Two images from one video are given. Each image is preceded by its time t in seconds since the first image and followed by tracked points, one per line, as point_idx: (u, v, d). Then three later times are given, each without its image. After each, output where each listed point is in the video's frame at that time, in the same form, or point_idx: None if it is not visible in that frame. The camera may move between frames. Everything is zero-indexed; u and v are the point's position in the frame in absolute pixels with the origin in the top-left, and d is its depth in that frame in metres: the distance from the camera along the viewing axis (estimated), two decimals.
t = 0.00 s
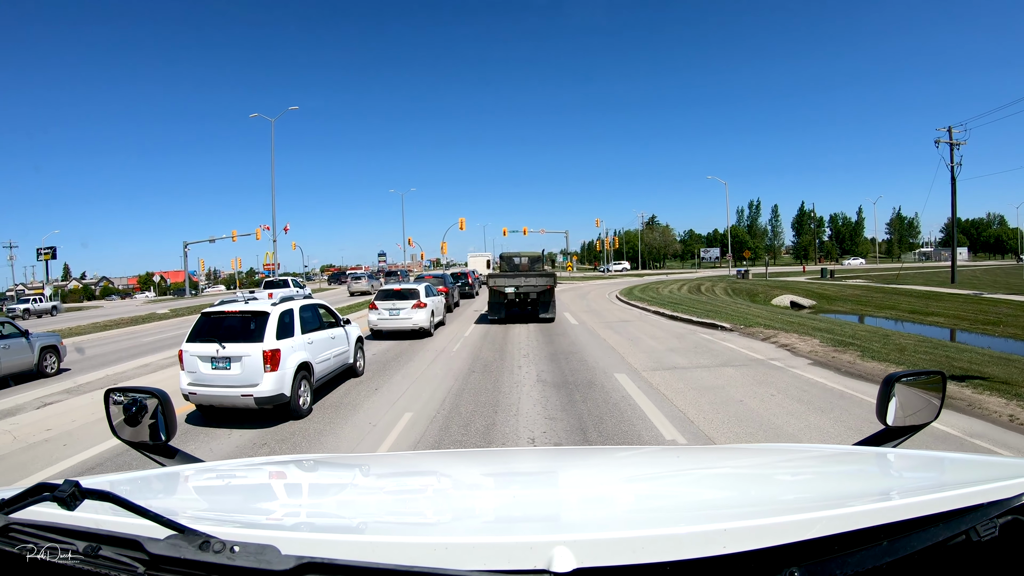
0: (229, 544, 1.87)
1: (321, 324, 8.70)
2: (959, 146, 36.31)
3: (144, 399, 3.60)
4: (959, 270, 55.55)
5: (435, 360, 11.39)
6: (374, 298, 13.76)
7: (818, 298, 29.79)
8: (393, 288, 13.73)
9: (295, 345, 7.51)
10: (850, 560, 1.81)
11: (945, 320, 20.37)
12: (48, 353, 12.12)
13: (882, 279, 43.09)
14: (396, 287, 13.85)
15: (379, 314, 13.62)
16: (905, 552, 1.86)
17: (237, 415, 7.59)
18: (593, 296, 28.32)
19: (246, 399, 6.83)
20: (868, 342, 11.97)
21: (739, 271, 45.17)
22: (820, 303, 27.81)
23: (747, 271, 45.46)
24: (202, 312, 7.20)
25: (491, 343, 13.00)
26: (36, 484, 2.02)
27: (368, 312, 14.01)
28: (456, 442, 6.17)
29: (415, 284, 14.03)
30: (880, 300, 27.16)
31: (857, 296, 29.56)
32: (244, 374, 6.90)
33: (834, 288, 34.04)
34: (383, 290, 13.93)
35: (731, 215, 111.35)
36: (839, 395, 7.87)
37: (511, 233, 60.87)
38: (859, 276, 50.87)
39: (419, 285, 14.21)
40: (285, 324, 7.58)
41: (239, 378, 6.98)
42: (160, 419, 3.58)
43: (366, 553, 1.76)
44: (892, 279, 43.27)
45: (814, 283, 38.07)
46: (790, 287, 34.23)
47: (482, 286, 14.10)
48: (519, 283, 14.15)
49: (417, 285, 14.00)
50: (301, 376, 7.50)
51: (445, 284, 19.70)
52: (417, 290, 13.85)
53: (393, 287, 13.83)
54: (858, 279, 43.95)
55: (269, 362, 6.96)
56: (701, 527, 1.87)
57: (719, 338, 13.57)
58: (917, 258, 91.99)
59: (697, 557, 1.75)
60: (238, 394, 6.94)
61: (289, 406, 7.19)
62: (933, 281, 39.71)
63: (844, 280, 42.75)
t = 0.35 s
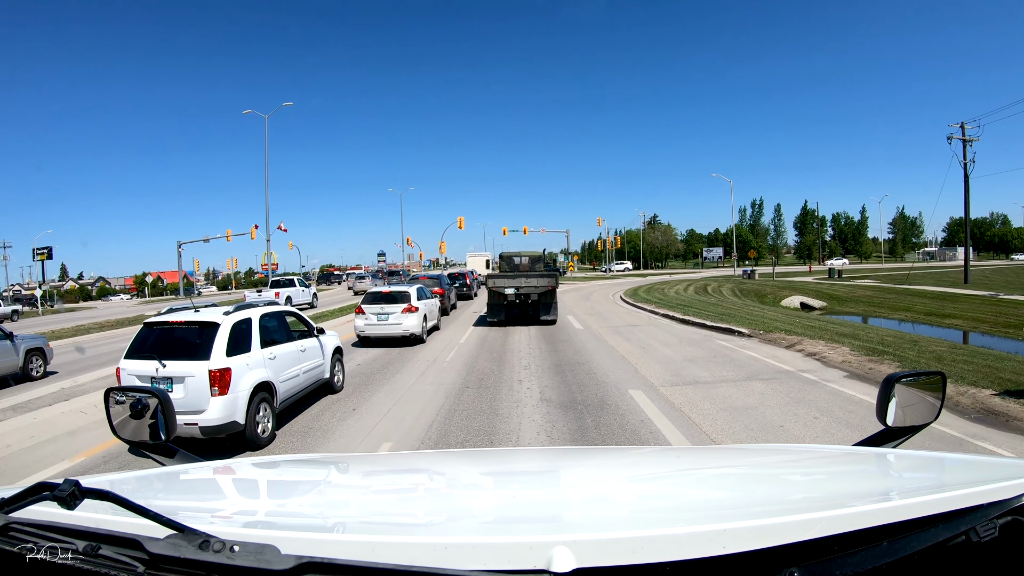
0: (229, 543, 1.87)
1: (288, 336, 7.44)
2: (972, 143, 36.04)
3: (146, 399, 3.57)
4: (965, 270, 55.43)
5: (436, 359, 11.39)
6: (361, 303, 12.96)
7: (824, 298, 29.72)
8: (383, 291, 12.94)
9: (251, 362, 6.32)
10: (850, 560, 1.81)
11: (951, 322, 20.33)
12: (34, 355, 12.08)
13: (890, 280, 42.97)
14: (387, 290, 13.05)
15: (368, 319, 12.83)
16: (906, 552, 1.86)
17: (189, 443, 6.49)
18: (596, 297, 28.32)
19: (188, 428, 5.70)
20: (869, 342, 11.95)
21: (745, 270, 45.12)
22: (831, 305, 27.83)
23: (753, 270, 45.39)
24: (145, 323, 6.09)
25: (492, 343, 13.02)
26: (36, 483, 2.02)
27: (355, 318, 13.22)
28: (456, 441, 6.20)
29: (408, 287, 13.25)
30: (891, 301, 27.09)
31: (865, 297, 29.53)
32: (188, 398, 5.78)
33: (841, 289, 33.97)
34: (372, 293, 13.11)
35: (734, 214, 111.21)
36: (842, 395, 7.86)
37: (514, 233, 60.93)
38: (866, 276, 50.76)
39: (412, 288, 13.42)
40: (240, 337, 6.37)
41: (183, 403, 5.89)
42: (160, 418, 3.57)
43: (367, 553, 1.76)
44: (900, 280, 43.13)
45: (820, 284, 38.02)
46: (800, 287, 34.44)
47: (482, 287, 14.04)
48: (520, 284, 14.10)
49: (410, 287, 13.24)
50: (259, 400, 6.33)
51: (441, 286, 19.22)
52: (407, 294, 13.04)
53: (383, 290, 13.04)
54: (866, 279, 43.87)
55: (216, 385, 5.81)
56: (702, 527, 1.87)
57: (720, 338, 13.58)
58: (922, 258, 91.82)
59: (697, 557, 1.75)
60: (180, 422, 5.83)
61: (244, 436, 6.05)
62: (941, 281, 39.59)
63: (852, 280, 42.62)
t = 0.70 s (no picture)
0: (229, 543, 1.87)
1: (244, 351, 6.39)
2: (984, 140, 35.98)
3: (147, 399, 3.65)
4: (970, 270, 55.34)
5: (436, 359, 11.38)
6: (347, 308, 12.02)
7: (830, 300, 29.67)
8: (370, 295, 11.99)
9: (189, 387, 5.27)
10: (850, 559, 1.81)
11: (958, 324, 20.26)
12: (25, 357, 12.07)
13: (899, 280, 42.91)
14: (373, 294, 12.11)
15: (352, 325, 11.88)
16: (905, 551, 1.86)
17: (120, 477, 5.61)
18: (599, 297, 28.34)
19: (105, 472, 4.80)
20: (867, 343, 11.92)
21: (751, 270, 45.07)
22: (840, 306, 27.81)
23: (759, 270, 45.41)
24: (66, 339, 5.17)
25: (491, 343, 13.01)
26: (36, 483, 2.03)
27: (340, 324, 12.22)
28: (454, 439, 6.21)
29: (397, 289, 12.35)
30: (900, 302, 27.04)
31: (873, 298, 29.43)
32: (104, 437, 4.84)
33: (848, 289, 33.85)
34: (356, 297, 12.15)
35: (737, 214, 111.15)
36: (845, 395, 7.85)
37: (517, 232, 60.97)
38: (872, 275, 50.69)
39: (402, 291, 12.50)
40: (178, 355, 5.42)
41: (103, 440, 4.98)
42: (161, 418, 3.62)
43: (368, 552, 1.76)
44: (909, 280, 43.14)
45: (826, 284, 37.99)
46: (810, 288, 34.75)
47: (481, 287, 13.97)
48: (520, 286, 13.97)
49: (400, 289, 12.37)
50: (203, 431, 5.30)
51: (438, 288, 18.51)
52: (397, 298, 12.06)
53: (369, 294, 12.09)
54: (874, 280, 43.89)
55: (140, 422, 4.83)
56: (702, 526, 1.87)
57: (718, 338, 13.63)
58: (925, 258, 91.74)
59: (697, 556, 1.75)
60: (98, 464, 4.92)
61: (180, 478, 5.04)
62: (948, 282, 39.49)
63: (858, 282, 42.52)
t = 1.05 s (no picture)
0: (229, 544, 1.86)
1: (184, 373, 5.63)
2: (998, 136, 36.12)
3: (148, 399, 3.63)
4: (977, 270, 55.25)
5: (435, 359, 11.37)
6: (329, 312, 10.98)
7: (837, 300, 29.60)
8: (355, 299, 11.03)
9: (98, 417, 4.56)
10: (850, 560, 1.81)
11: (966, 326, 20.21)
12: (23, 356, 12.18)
13: (907, 281, 42.85)
14: (358, 298, 11.13)
15: (334, 332, 10.84)
16: (906, 551, 1.86)
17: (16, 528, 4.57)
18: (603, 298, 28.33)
19: None
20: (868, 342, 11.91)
21: (757, 270, 45.02)
22: (852, 308, 27.72)
23: (765, 270, 45.28)
24: None
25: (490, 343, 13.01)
26: (36, 484, 2.03)
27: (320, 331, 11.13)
28: (454, 437, 6.24)
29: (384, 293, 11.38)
30: (915, 304, 26.91)
31: (887, 300, 29.08)
32: None
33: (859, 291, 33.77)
34: (339, 301, 11.17)
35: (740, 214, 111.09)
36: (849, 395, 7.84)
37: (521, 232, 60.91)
38: (880, 275, 50.63)
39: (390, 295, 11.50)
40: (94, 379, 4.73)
41: None
42: (160, 418, 3.62)
43: (368, 553, 1.76)
44: (919, 280, 43.14)
45: (833, 285, 37.93)
46: (817, 288, 35.11)
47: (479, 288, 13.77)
48: (520, 287, 13.78)
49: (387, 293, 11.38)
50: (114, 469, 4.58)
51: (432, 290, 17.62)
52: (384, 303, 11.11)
53: (353, 298, 11.11)
54: (882, 280, 43.80)
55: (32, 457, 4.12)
56: (702, 527, 1.87)
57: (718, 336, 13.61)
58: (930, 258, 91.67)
59: (697, 557, 1.75)
60: None
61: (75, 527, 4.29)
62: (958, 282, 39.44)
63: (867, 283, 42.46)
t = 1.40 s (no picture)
0: (229, 543, 1.86)
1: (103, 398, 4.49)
2: (1011, 133, 36.00)
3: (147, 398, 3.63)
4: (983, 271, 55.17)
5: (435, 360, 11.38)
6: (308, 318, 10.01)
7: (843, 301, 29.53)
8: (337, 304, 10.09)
9: None
10: (850, 560, 1.81)
11: (970, 329, 20.16)
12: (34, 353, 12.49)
13: (914, 282, 42.72)
14: (341, 302, 10.17)
15: (314, 340, 9.84)
16: (905, 551, 1.86)
17: None
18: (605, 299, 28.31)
19: None
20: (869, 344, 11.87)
21: (762, 271, 44.90)
22: (864, 310, 27.73)
23: (773, 271, 44.57)
24: None
25: (490, 344, 12.99)
26: (36, 483, 2.03)
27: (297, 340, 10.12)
28: (453, 438, 6.28)
29: (370, 298, 10.42)
30: (927, 306, 26.79)
31: (903, 301, 29.32)
32: None
33: (866, 292, 33.69)
34: (320, 306, 10.20)
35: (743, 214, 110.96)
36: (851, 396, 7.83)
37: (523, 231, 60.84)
38: (886, 276, 50.53)
39: (376, 299, 10.55)
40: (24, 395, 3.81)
41: None
42: (160, 418, 3.62)
43: (368, 553, 1.76)
44: (928, 280, 43.10)
45: (840, 285, 37.88)
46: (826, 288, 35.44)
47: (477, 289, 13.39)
48: (520, 289, 13.43)
49: (373, 298, 10.43)
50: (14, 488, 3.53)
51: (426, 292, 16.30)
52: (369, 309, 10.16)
53: (335, 303, 10.14)
54: (889, 280, 43.74)
55: None
56: (702, 527, 1.87)
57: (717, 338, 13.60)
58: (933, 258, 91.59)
59: (697, 556, 1.75)
60: None
61: None
62: (966, 283, 39.34)
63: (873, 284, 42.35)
